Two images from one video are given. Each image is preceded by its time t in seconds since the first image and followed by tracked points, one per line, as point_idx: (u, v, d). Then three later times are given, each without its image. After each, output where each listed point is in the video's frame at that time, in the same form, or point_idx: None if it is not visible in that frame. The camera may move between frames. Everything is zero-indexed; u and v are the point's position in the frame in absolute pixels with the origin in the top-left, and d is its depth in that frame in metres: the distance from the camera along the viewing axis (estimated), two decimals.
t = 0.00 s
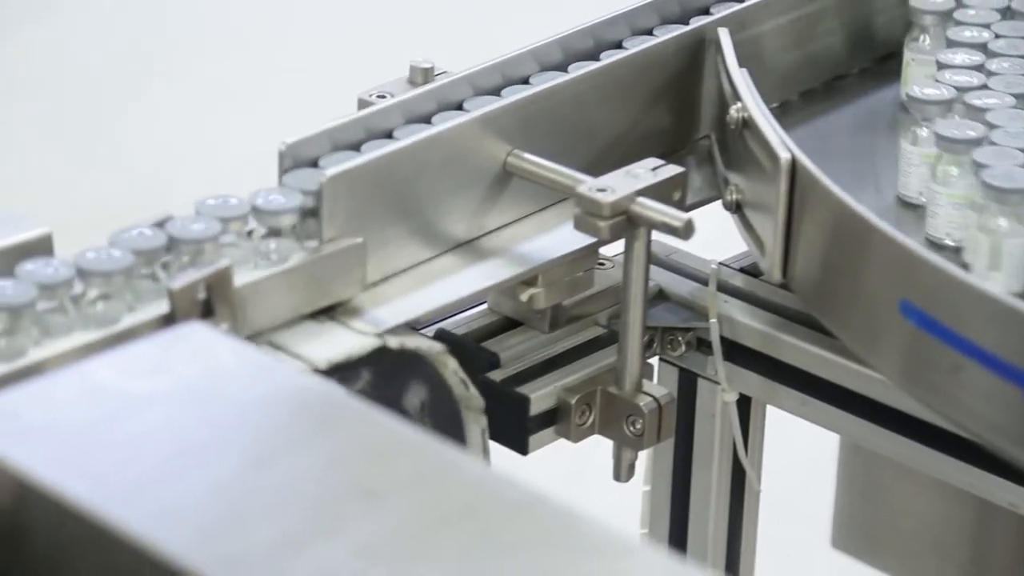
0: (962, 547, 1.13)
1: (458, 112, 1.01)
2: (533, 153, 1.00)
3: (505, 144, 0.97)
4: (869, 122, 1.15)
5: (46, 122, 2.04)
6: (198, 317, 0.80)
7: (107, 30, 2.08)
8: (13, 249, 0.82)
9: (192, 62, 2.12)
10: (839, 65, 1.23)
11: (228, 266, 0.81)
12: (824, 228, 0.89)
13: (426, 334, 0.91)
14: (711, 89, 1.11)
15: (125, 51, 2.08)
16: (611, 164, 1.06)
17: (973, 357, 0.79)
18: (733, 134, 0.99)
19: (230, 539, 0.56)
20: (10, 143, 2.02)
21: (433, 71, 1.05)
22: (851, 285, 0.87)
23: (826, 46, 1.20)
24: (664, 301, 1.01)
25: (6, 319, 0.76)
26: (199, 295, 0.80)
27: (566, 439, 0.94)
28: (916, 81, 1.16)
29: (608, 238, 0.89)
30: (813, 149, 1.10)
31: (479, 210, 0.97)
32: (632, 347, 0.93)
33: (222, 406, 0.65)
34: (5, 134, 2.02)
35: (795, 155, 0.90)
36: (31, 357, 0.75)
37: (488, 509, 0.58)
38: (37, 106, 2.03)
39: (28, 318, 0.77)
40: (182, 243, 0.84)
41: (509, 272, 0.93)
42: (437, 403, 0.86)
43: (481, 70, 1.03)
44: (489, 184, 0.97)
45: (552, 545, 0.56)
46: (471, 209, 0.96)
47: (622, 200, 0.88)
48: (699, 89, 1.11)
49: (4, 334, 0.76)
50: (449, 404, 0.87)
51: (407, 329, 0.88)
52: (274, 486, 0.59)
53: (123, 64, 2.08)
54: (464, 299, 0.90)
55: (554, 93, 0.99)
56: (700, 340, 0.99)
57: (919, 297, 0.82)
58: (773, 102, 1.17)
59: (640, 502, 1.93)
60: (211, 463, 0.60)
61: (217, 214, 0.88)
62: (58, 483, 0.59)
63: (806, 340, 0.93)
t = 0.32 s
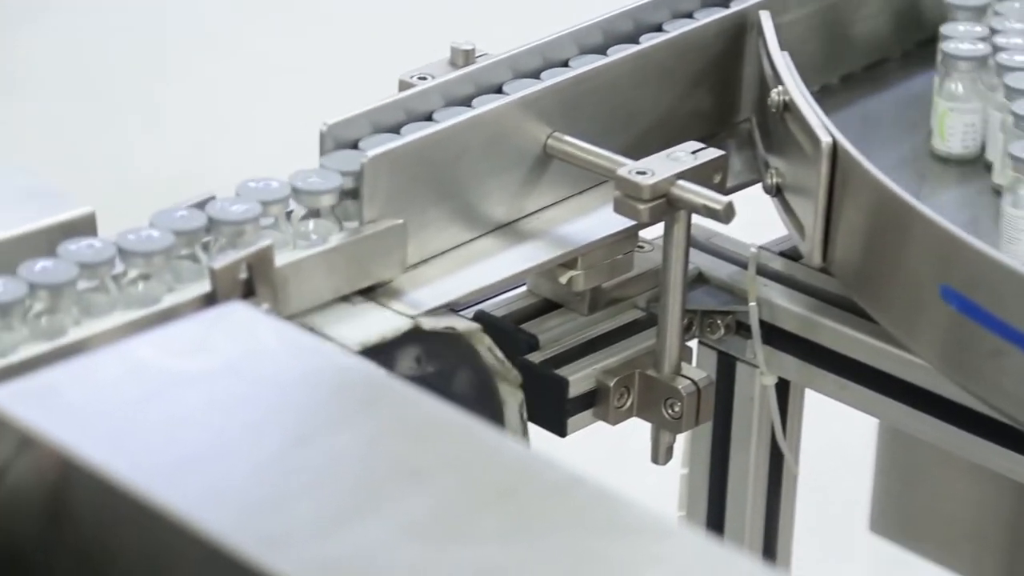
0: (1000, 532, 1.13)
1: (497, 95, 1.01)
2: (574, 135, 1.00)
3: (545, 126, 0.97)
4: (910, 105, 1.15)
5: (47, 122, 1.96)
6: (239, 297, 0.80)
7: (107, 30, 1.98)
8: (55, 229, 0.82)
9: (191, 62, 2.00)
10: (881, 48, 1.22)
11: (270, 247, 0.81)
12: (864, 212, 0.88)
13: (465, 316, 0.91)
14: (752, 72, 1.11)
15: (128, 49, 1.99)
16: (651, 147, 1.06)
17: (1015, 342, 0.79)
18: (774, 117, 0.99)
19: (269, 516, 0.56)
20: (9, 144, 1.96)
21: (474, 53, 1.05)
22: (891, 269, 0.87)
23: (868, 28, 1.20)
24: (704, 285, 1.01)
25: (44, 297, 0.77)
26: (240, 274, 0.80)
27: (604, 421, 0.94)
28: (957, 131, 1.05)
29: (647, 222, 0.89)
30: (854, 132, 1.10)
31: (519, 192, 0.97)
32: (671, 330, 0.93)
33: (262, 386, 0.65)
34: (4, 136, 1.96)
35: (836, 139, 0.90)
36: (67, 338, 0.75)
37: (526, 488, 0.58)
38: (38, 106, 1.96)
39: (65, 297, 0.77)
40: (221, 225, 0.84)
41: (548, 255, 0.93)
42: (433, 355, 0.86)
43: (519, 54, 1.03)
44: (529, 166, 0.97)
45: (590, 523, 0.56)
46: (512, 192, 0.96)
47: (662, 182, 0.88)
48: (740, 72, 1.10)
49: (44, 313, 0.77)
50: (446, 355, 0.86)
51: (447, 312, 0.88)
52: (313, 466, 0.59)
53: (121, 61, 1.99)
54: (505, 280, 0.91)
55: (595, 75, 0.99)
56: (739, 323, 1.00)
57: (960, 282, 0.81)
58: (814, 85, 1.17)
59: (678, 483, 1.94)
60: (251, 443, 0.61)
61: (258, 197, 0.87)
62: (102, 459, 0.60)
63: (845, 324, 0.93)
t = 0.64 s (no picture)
0: None
1: (531, 81, 1.01)
2: (617, 117, 1.00)
3: (587, 109, 0.97)
4: (952, 89, 1.15)
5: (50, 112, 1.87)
6: (280, 277, 0.81)
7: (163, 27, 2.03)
8: (99, 208, 0.83)
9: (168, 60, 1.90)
10: (923, 34, 1.22)
11: (313, 226, 0.81)
12: (907, 196, 0.88)
13: (505, 298, 0.91)
14: (795, 56, 1.10)
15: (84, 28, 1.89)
16: (694, 130, 1.06)
17: None
18: (817, 100, 0.98)
19: (309, 494, 0.56)
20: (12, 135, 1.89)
21: (516, 34, 1.05)
22: (933, 254, 0.87)
23: (910, 14, 1.20)
24: (744, 269, 1.01)
25: (42, 285, 0.76)
26: (282, 253, 0.81)
27: (643, 404, 0.94)
28: None
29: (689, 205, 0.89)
30: (895, 117, 1.10)
31: (559, 175, 0.97)
32: (711, 313, 0.93)
33: (304, 365, 0.65)
34: None
35: (879, 123, 0.90)
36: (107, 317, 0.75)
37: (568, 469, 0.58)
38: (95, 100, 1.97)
39: (66, 284, 0.77)
40: (229, 218, 0.83)
41: (588, 237, 0.93)
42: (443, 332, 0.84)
43: (553, 39, 1.03)
44: (570, 148, 0.97)
45: (631, 506, 0.56)
46: (552, 174, 0.97)
47: (703, 165, 0.88)
48: (783, 55, 1.10)
49: (45, 303, 0.76)
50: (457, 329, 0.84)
51: (487, 294, 0.88)
52: (357, 445, 0.60)
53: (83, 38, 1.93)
54: (546, 261, 0.90)
55: (638, 57, 0.99)
56: (780, 307, 0.99)
57: (1003, 267, 0.81)
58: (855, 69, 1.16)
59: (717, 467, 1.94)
60: (295, 422, 0.61)
61: (268, 187, 0.86)
62: (144, 436, 0.60)
63: (887, 308, 0.93)
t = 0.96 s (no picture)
0: None
1: (545, 72, 0.99)
2: (654, 100, 0.99)
3: (625, 91, 0.97)
4: (992, 72, 1.14)
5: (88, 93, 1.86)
6: (318, 258, 0.81)
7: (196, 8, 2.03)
8: (135, 189, 0.83)
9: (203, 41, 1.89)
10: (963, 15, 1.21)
11: (351, 208, 0.81)
12: (947, 180, 0.88)
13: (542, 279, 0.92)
14: (834, 39, 1.10)
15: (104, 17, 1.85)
16: (731, 113, 1.06)
17: None
18: (856, 84, 0.98)
19: (346, 475, 0.57)
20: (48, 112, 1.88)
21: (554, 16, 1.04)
22: (973, 239, 0.86)
23: None
24: (781, 252, 1.01)
25: (74, 267, 0.76)
26: (320, 234, 0.81)
27: (680, 387, 0.94)
28: None
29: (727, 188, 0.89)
30: (935, 100, 1.09)
31: (596, 157, 0.97)
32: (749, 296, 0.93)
33: (342, 346, 0.65)
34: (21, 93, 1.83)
35: (919, 107, 0.89)
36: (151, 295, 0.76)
37: (605, 452, 0.58)
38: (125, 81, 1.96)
39: (98, 266, 0.77)
40: (259, 203, 0.83)
41: (625, 220, 0.93)
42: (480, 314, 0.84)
43: (568, 30, 1.01)
44: (608, 131, 0.97)
45: (668, 490, 0.56)
46: (589, 157, 0.96)
47: (742, 149, 0.88)
48: (822, 38, 1.10)
49: (77, 284, 0.76)
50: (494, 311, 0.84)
51: (524, 276, 0.88)
52: (394, 427, 0.60)
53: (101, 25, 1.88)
54: (583, 244, 0.90)
55: (677, 41, 0.99)
56: (817, 291, 0.99)
57: None
58: (895, 51, 1.16)
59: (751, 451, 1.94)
60: (333, 403, 0.61)
61: (298, 171, 0.86)
62: (183, 415, 0.60)
63: (925, 293, 0.92)
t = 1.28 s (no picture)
0: None
1: (584, 54, 0.99)
2: (697, 82, 0.99)
3: (668, 73, 0.96)
4: None
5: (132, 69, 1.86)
6: (360, 237, 0.81)
7: None
8: (180, 167, 0.83)
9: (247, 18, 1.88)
10: None
11: (392, 187, 0.81)
12: (992, 164, 0.87)
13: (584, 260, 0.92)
14: (879, 21, 1.09)
15: None
16: (775, 95, 1.05)
17: None
18: (901, 66, 0.97)
19: (387, 456, 0.57)
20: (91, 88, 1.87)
21: None
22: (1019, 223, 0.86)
23: None
24: (824, 235, 1.00)
25: (107, 249, 0.76)
26: (363, 214, 0.81)
27: (720, 369, 0.94)
28: None
29: (770, 169, 0.88)
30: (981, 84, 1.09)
31: (639, 139, 0.97)
32: (791, 279, 0.93)
33: (385, 325, 0.65)
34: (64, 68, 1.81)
35: (965, 90, 0.89)
36: (189, 276, 0.76)
37: (646, 435, 0.58)
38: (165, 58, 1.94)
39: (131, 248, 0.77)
40: (293, 184, 0.83)
41: (667, 202, 0.92)
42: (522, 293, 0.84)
43: (608, 12, 1.01)
44: (650, 112, 0.97)
45: (709, 473, 0.56)
46: (632, 139, 0.96)
47: (785, 131, 0.87)
48: (866, 20, 1.09)
49: (109, 267, 0.76)
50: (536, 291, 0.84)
51: (566, 257, 0.88)
52: (435, 407, 0.60)
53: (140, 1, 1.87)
54: (625, 225, 0.90)
55: (720, 22, 0.98)
56: (859, 275, 0.99)
57: None
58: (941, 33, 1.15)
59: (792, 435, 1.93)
60: (374, 383, 0.61)
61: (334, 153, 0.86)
62: (226, 394, 0.61)
63: (968, 277, 0.92)
